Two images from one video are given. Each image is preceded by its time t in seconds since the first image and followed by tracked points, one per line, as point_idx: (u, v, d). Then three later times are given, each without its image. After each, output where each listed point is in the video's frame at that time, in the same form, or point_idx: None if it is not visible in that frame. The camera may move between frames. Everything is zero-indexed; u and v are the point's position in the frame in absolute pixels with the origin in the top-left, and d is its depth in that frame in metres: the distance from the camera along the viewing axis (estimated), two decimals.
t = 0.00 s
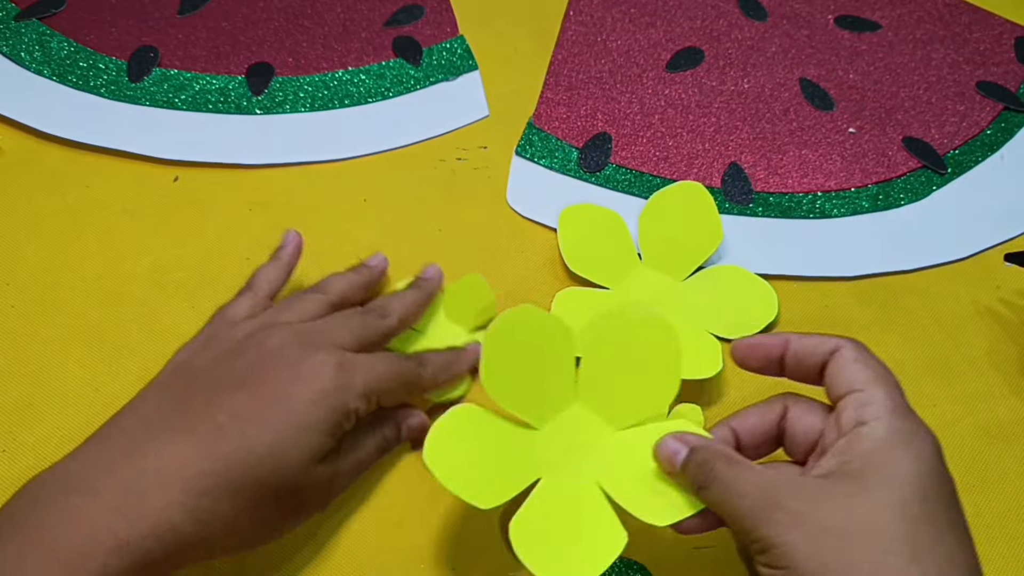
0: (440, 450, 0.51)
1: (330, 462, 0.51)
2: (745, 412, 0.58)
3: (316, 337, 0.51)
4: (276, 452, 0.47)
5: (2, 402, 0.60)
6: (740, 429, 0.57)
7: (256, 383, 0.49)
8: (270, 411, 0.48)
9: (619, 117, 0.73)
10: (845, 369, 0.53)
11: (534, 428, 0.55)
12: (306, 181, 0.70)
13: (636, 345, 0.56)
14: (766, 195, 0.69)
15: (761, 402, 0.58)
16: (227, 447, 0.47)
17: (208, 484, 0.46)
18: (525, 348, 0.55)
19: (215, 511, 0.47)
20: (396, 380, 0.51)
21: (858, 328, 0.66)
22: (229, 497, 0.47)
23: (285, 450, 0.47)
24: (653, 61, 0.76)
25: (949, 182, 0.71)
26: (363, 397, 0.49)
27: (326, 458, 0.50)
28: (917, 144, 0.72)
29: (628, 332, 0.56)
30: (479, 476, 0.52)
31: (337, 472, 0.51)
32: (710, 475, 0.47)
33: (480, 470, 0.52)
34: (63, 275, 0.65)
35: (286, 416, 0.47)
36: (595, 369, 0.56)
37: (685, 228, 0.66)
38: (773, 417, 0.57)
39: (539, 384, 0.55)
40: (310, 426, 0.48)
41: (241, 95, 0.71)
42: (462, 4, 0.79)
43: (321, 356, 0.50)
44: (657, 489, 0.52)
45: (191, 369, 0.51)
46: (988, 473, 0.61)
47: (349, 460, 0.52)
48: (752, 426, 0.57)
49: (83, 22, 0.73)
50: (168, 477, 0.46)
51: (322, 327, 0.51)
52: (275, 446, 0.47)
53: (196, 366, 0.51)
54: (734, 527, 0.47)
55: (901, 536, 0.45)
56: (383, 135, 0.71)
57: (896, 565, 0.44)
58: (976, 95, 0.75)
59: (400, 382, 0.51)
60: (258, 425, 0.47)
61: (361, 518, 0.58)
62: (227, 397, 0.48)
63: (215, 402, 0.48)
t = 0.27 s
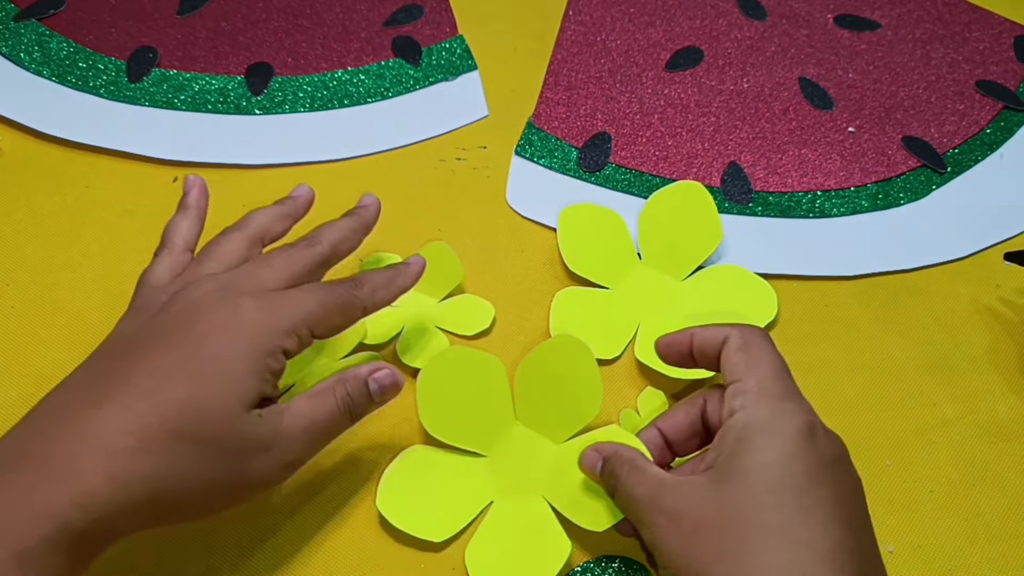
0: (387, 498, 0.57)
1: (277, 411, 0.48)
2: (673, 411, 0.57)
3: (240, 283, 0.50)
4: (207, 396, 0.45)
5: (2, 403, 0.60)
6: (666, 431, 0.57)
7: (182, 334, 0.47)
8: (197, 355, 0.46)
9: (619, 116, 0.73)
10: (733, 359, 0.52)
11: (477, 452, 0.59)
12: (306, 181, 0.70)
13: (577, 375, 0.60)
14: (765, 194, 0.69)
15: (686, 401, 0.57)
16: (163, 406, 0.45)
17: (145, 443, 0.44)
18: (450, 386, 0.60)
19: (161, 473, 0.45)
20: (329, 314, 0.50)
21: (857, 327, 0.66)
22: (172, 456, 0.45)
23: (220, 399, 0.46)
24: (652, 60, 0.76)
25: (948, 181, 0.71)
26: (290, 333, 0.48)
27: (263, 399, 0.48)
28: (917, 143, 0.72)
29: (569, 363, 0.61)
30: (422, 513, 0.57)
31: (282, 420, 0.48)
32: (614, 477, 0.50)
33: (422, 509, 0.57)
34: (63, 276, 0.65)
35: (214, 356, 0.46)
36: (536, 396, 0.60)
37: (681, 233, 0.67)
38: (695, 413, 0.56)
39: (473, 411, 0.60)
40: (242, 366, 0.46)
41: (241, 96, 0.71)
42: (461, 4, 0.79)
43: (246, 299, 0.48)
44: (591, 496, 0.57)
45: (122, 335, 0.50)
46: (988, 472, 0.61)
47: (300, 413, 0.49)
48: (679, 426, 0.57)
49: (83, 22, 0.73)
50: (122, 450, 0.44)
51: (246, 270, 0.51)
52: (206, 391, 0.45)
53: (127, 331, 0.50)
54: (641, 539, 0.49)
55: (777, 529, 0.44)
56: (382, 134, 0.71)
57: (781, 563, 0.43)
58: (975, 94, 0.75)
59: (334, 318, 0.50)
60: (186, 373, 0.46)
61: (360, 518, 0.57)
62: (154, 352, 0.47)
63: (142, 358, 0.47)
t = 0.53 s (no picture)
0: (405, 485, 0.57)
1: (314, 437, 0.47)
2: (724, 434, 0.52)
3: (250, 282, 0.45)
4: (224, 419, 0.43)
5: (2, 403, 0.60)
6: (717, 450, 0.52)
7: (192, 343, 0.44)
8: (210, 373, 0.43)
9: (619, 116, 0.73)
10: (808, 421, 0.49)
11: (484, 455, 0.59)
12: (306, 182, 0.70)
13: (580, 381, 0.61)
14: (765, 194, 0.69)
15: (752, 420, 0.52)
16: (178, 427, 0.43)
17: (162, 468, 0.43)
18: (467, 383, 0.60)
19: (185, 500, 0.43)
20: (347, 320, 0.46)
21: (858, 327, 0.66)
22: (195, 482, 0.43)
23: (236, 421, 0.43)
24: (652, 60, 0.76)
25: (948, 181, 0.71)
26: (306, 344, 0.44)
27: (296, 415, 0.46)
28: (917, 142, 0.72)
29: (573, 370, 0.61)
30: (437, 503, 0.57)
31: (318, 447, 0.47)
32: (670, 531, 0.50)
33: (438, 499, 0.57)
34: (64, 277, 0.65)
35: (228, 374, 0.43)
36: (541, 401, 0.61)
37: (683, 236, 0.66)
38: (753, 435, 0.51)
39: (483, 413, 0.60)
40: (258, 384, 0.43)
41: (241, 96, 0.71)
42: (460, 4, 0.79)
43: (251, 303, 0.45)
44: (598, 502, 0.57)
45: (136, 338, 0.47)
46: (988, 472, 0.61)
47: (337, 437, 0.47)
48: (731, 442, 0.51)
49: (82, 22, 0.73)
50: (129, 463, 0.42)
51: (255, 263, 0.46)
52: (223, 413, 0.43)
53: (139, 333, 0.47)
54: None
55: None
56: (382, 135, 0.71)
57: None
58: (975, 93, 0.75)
59: (354, 326, 0.46)
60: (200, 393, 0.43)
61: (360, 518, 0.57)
62: (162, 368, 0.44)
63: (155, 373, 0.44)
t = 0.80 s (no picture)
0: (403, 487, 0.57)
1: (328, 428, 0.46)
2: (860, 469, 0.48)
3: (249, 285, 0.46)
4: (243, 418, 0.42)
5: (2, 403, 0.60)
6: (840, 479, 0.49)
7: (201, 347, 0.44)
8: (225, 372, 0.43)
9: (618, 116, 0.73)
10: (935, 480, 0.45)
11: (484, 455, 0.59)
12: (305, 182, 0.70)
13: (580, 381, 0.61)
14: (765, 194, 0.69)
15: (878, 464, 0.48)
16: (201, 424, 0.42)
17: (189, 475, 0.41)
18: (468, 383, 0.60)
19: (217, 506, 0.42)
20: (348, 312, 0.47)
21: (858, 327, 0.66)
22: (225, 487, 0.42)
23: (256, 413, 0.43)
24: (652, 60, 0.76)
25: (948, 181, 0.71)
26: (315, 333, 0.45)
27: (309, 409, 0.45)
28: (917, 142, 0.72)
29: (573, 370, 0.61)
30: (436, 503, 0.57)
31: (330, 435, 0.46)
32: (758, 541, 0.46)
33: (437, 500, 0.57)
34: (64, 277, 0.65)
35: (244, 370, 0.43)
36: (542, 401, 0.61)
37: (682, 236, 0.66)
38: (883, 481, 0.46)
39: (484, 413, 0.60)
40: (274, 378, 0.43)
41: (240, 96, 0.71)
42: (460, 4, 0.79)
43: (253, 301, 0.45)
44: (597, 502, 0.57)
45: (135, 352, 0.46)
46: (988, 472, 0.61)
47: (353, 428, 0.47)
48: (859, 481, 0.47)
49: (82, 23, 0.73)
50: (135, 473, 0.41)
51: (250, 270, 0.47)
52: (241, 412, 0.42)
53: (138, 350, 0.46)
54: None
55: None
56: (382, 135, 0.71)
57: None
58: (975, 93, 0.75)
59: (355, 317, 0.48)
60: (217, 394, 0.42)
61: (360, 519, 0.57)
62: (174, 376, 0.43)
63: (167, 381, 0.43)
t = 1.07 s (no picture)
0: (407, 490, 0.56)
1: (397, 441, 0.45)
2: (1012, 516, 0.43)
3: (293, 315, 0.45)
4: (325, 444, 0.42)
5: (2, 403, 0.60)
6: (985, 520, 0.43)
7: (263, 383, 0.43)
8: (297, 401, 0.42)
9: (619, 116, 0.73)
10: None
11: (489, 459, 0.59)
12: (305, 182, 0.70)
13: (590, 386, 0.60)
14: (766, 194, 0.69)
15: None
16: (281, 441, 0.41)
17: (283, 502, 0.40)
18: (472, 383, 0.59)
19: (308, 529, 0.41)
20: (388, 326, 0.47)
21: (859, 327, 0.66)
22: (311, 510, 0.41)
23: (330, 433, 0.42)
24: (653, 60, 0.76)
25: (948, 180, 0.71)
26: (367, 349, 0.45)
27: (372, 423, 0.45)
28: (917, 141, 0.72)
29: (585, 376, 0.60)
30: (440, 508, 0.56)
31: (399, 444, 0.45)
32: None
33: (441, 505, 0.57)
34: (64, 277, 0.65)
35: (319, 397, 0.42)
36: (552, 405, 0.60)
37: (686, 235, 0.66)
38: None
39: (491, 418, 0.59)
40: (350, 401, 0.43)
41: (241, 96, 0.71)
42: (460, 4, 0.79)
43: (298, 330, 0.44)
44: (598, 506, 0.58)
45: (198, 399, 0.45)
46: (989, 471, 0.61)
47: (423, 439, 0.46)
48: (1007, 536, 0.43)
49: (82, 23, 0.73)
50: (223, 497, 0.40)
51: (285, 303, 0.46)
52: (317, 434, 0.42)
53: (199, 402, 0.45)
54: None
55: None
56: (383, 135, 0.71)
57: None
58: (975, 93, 0.75)
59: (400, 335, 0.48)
60: (295, 427, 0.41)
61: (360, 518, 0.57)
62: (246, 412, 0.42)
63: (237, 417, 0.42)
